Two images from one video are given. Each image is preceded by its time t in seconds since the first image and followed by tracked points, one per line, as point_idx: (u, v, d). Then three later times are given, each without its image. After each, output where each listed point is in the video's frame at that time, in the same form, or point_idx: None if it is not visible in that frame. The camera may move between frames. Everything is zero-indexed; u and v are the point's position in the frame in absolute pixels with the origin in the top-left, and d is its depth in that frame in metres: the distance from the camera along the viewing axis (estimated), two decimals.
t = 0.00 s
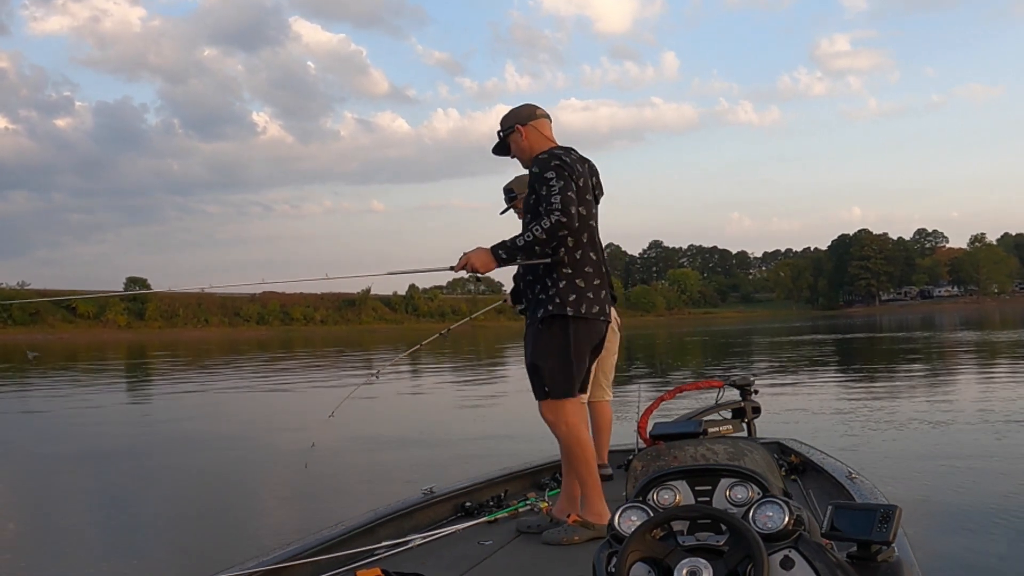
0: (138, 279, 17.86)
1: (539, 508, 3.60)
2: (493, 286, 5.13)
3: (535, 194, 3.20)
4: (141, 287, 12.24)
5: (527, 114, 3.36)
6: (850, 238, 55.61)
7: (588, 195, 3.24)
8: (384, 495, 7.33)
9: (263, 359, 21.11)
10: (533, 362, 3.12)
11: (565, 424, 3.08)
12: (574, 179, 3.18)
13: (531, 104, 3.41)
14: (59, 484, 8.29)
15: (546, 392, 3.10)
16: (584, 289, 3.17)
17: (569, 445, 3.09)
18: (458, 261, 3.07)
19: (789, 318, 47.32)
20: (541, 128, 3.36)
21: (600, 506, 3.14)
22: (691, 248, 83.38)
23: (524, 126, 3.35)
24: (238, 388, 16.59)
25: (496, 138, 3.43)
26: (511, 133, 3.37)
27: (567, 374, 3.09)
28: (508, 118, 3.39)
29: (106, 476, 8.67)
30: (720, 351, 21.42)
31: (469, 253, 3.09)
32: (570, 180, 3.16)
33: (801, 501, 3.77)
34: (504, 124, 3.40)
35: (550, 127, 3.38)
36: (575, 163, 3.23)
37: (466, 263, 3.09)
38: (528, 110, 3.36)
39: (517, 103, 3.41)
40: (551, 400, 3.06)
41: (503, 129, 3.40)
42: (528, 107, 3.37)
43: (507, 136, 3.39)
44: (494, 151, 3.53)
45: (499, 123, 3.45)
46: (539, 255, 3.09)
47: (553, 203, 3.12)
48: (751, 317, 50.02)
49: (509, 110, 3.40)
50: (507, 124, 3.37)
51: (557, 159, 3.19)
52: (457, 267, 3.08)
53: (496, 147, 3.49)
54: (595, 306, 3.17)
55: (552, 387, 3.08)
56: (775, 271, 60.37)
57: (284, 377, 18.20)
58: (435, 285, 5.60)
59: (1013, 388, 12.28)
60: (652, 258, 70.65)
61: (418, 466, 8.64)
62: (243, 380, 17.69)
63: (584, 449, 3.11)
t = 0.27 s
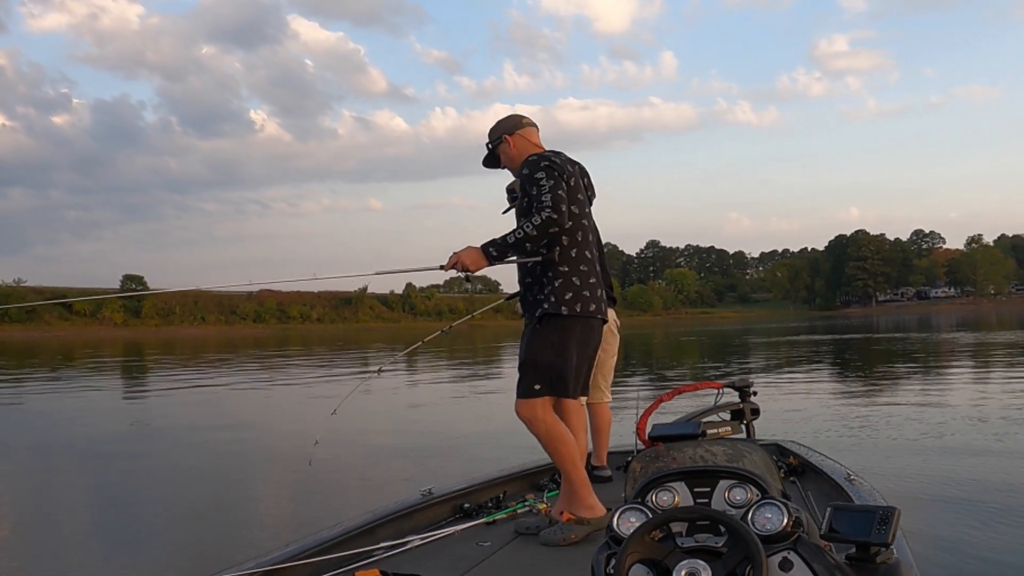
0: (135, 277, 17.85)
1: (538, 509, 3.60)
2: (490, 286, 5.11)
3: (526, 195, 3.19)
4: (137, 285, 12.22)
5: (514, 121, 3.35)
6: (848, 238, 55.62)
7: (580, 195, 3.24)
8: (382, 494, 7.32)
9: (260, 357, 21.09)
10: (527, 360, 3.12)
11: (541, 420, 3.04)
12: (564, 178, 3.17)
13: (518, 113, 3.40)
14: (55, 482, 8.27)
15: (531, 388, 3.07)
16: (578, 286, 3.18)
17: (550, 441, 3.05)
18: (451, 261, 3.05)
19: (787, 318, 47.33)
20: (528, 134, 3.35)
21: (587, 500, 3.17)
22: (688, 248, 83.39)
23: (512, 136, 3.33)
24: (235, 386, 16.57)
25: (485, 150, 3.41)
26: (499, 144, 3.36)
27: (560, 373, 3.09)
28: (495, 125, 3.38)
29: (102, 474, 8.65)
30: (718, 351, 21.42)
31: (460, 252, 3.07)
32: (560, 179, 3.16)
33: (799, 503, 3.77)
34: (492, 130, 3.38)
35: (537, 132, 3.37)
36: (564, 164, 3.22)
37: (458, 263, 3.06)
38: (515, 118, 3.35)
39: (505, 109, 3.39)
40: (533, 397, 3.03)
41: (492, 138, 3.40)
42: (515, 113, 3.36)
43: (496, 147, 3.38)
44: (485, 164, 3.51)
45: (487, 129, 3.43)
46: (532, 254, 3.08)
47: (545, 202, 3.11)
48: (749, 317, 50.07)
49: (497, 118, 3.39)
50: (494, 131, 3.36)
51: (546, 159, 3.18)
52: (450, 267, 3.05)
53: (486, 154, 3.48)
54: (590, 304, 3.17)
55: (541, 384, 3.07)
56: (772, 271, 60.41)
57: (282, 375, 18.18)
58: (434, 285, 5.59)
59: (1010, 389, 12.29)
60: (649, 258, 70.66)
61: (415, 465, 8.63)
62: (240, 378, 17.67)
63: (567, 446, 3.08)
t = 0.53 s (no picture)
0: (128, 273, 17.80)
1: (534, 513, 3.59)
2: (485, 285, 5.07)
3: (521, 201, 3.16)
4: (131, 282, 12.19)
5: (508, 125, 3.32)
6: (842, 239, 55.75)
7: (575, 200, 3.22)
8: (377, 492, 7.31)
9: (254, 354, 21.06)
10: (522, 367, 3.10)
11: (542, 430, 3.04)
12: (560, 184, 3.14)
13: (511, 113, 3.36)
14: (47, 479, 8.23)
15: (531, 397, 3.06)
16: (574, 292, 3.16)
17: (541, 454, 3.05)
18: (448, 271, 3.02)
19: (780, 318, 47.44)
20: (522, 137, 3.32)
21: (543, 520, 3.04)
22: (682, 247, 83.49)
23: (506, 138, 3.30)
24: (228, 383, 16.54)
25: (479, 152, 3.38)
26: (493, 146, 3.33)
27: (554, 379, 3.07)
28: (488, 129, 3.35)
29: (95, 471, 8.61)
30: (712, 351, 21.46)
31: (457, 261, 3.04)
32: (556, 186, 3.14)
33: (795, 506, 3.76)
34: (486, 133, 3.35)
35: (532, 135, 3.34)
36: (560, 168, 3.20)
37: (454, 272, 3.03)
38: (511, 120, 3.32)
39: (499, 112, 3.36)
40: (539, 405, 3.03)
41: (487, 139, 3.36)
42: (509, 116, 3.32)
43: (490, 149, 3.35)
44: (479, 165, 3.48)
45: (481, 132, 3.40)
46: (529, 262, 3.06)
47: (541, 209, 3.09)
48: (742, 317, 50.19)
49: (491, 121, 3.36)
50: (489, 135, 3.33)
51: (542, 165, 3.16)
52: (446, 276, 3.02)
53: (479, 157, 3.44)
54: (584, 310, 3.16)
55: (539, 394, 3.04)
56: (766, 272, 60.52)
57: (275, 372, 18.16)
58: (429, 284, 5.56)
59: (1003, 391, 12.33)
60: (643, 257, 70.71)
61: (410, 463, 8.62)
62: (233, 376, 17.64)
63: (553, 458, 3.06)
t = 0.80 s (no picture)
0: (121, 270, 17.74)
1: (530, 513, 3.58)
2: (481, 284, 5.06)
3: (514, 203, 3.15)
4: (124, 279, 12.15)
5: (506, 125, 3.29)
6: (836, 239, 55.81)
7: (569, 204, 3.19)
8: (371, 491, 7.29)
9: (247, 351, 21.00)
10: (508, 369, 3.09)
11: (534, 430, 3.04)
12: (552, 188, 3.12)
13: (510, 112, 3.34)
14: (39, 477, 8.20)
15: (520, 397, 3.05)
16: (562, 297, 3.14)
17: (533, 455, 3.03)
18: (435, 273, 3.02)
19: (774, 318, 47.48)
20: (519, 137, 3.30)
21: (540, 520, 3.03)
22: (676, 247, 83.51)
23: (504, 135, 3.29)
24: (222, 381, 16.50)
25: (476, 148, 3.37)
26: (490, 143, 3.32)
27: (542, 381, 3.05)
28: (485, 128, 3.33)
29: (88, 469, 8.57)
30: (707, 350, 21.47)
31: (446, 262, 3.04)
32: (549, 190, 3.11)
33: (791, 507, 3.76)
34: (483, 132, 3.34)
35: (529, 136, 3.32)
36: (554, 172, 3.17)
37: (442, 273, 3.03)
38: (510, 119, 3.30)
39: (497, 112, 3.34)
40: (526, 405, 3.02)
41: (484, 137, 3.34)
42: (506, 116, 3.30)
43: (487, 145, 3.34)
44: (476, 160, 3.47)
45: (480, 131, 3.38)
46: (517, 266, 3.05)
47: (531, 213, 3.07)
48: (736, 317, 50.29)
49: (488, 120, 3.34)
50: (486, 135, 3.31)
51: (535, 167, 3.14)
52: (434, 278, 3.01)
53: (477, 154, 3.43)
54: (572, 315, 3.13)
55: (527, 394, 3.04)
56: (760, 272, 60.60)
57: (269, 370, 18.12)
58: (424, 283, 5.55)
59: (997, 392, 12.34)
60: (637, 257, 70.73)
61: (404, 462, 8.60)
62: (227, 373, 17.59)
63: (544, 458, 3.04)
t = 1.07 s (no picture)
0: (116, 270, 17.70)
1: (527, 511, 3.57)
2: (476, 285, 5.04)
3: (509, 202, 3.14)
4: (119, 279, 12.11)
5: (497, 125, 3.29)
6: (831, 240, 55.89)
7: (564, 202, 3.18)
8: (366, 491, 7.28)
9: (242, 352, 20.95)
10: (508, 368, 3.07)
11: (531, 429, 3.03)
12: (547, 185, 3.11)
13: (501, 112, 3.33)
14: (33, 477, 8.18)
15: (518, 395, 3.05)
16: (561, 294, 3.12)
17: (530, 453, 3.03)
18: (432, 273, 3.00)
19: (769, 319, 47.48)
20: (511, 137, 3.29)
21: (536, 518, 3.02)
22: (672, 249, 83.60)
23: (496, 136, 3.28)
24: (216, 382, 16.44)
25: (469, 150, 3.36)
26: (483, 144, 3.31)
27: (541, 379, 3.04)
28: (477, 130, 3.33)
29: (82, 470, 8.55)
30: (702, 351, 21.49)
31: (443, 261, 3.03)
32: (544, 187, 3.10)
33: (787, 507, 3.75)
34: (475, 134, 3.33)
35: (521, 137, 3.31)
36: (548, 170, 3.16)
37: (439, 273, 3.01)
38: (502, 119, 3.29)
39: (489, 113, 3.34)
40: (525, 404, 3.02)
41: (476, 138, 3.33)
42: (497, 117, 3.29)
43: (480, 147, 3.32)
44: (468, 163, 3.46)
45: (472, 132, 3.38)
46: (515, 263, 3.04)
47: (527, 210, 3.06)
48: (731, 317, 50.39)
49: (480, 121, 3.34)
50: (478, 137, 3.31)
51: (529, 166, 3.14)
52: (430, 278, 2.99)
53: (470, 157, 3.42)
54: (571, 312, 3.12)
55: (525, 392, 3.03)
56: (755, 273, 60.69)
57: (264, 371, 18.07)
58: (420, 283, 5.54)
59: (992, 392, 12.35)
60: (633, 257, 70.79)
61: (399, 462, 8.58)
62: (221, 374, 17.54)
63: (541, 457, 3.03)
